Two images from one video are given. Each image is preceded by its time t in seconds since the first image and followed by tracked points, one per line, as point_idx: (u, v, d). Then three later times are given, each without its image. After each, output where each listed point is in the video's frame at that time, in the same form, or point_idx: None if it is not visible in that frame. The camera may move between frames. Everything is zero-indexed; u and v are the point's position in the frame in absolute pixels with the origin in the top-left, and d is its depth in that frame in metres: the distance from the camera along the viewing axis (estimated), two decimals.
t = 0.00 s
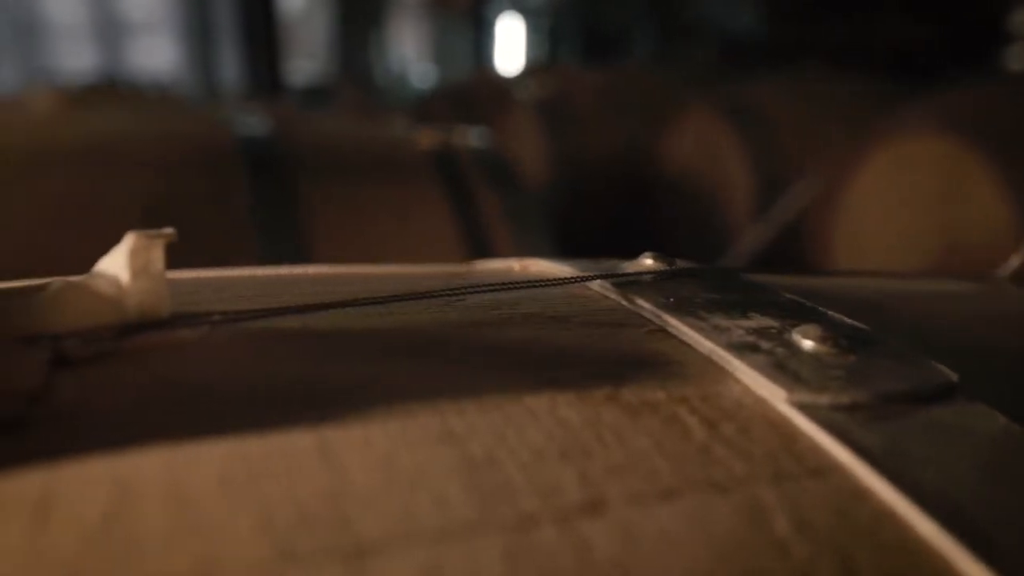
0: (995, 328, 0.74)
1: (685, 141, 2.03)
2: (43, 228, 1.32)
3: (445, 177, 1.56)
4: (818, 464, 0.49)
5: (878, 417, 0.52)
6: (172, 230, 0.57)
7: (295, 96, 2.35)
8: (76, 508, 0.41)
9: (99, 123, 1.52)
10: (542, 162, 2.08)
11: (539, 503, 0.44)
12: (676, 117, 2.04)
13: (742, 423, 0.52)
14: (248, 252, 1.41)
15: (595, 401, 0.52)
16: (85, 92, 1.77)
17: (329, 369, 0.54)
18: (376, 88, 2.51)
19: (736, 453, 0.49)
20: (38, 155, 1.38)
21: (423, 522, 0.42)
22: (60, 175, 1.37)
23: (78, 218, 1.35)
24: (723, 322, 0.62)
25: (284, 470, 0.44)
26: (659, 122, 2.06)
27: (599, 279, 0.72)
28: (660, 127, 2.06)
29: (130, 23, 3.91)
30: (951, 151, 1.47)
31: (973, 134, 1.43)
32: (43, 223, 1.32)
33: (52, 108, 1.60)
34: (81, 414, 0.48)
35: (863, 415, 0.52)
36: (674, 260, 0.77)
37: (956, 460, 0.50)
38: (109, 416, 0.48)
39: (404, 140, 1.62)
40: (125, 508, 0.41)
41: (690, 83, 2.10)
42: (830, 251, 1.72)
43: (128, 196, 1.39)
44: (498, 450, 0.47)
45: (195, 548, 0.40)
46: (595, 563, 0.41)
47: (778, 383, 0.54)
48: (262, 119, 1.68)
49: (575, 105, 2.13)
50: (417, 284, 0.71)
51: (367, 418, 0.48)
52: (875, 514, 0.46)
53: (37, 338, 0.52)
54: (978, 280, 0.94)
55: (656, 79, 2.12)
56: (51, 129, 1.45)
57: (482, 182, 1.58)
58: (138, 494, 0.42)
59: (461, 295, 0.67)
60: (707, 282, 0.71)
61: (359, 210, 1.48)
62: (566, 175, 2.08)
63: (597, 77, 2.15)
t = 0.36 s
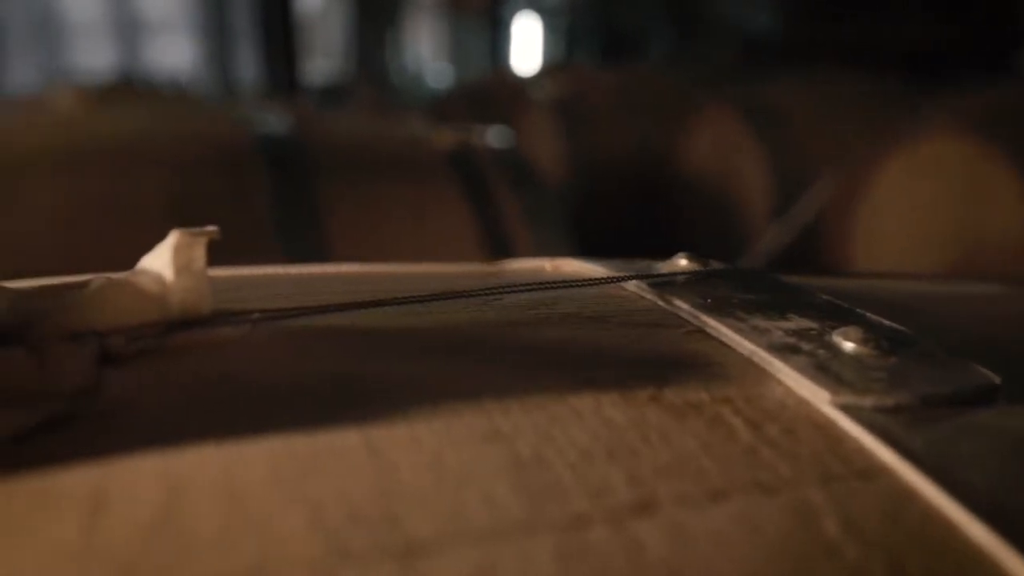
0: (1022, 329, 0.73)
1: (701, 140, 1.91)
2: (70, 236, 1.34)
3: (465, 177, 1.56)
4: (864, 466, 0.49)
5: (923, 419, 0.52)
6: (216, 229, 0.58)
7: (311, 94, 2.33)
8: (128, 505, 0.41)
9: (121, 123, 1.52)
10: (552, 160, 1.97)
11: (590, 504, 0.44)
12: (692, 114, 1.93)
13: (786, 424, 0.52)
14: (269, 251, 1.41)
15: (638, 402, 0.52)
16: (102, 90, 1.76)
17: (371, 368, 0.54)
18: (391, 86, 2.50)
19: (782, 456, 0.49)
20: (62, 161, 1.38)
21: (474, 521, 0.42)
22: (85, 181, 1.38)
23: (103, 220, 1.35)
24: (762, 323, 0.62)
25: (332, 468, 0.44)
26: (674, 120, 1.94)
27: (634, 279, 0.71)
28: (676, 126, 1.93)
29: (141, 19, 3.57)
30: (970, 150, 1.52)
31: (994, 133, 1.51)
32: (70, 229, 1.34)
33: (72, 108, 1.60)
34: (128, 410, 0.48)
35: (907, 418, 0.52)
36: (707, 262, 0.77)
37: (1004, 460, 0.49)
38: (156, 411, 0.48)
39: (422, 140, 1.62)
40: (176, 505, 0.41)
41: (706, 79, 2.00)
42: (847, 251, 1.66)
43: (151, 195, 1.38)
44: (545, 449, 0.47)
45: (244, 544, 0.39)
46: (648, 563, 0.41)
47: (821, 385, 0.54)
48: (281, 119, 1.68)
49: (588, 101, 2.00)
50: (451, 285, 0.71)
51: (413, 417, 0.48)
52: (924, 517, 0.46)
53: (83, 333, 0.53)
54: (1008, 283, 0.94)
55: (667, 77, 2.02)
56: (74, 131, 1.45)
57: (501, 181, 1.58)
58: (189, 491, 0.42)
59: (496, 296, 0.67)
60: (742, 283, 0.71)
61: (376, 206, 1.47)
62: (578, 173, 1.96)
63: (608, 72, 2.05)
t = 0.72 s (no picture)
0: None
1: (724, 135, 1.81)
2: (92, 232, 1.33)
3: (485, 179, 1.55)
4: (916, 469, 0.48)
5: (973, 422, 0.51)
6: (260, 227, 0.58)
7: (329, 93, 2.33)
8: (185, 502, 0.41)
9: (143, 122, 1.52)
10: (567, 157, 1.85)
11: (645, 505, 0.44)
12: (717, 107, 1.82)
13: (835, 427, 0.51)
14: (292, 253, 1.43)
15: (685, 403, 0.52)
16: (124, 90, 1.77)
17: (416, 367, 0.54)
18: (408, 85, 2.50)
19: (833, 458, 0.49)
20: (85, 159, 1.38)
21: (532, 522, 0.42)
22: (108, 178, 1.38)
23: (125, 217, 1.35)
24: (804, 325, 0.62)
25: (389, 467, 0.44)
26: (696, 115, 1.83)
27: (671, 280, 0.71)
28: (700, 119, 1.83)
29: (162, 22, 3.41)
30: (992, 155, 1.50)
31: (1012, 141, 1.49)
32: (92, 226, 1.33)
33: (95, 108, 1.60)
34: (179, 408, 0.48)
35: (957, 420, 0.51)
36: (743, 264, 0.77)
37: None
38: (206, 408, 0.48)
39: (444, 138, 1.61)
40: (234, 501, 0.41)
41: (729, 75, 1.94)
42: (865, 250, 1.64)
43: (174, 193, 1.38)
44: (596, 450, 0.47)
45: (306, 541, 0.39)
46: (706, 564, 0.41)
47: (868, 388, 0.54)
48: (302, 118, 1.67)
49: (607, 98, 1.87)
50: (488, 284, 0.71)
51: (464, 417, 0.48)
52: (980, 518, 0.45)
53: (131, 330, 0.53)
54: None
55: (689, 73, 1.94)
56: (97, 131, 1.45)
57: (523, 187, 1.58)
58: (246, 488, 0.42)
59: (535, 296, 0.67)
60: (780, 286, 0.70)
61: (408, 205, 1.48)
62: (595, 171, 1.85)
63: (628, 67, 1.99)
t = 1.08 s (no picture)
0: None
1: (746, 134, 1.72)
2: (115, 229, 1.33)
3: (507, 180, 1.53)
4: (971, 473, 0.48)
5: None
6: (308, 225, 0.58)
7: (348, 92, 2.33)
8: (245, 498, 0.41)
9: (168, 122, 1.53)
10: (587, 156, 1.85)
11: (703, 507, 0.44)
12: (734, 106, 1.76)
13: (887, 430, 0.51)
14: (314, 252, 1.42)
15: (735, 404, 0.52)
16: (148, 89, 1.78)
17: (464, 366, 0.54)
18: (426, 83, 2.49)
19: (886, 461, 0.48)
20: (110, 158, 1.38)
21: (592, 522, 0.42)
22: (132, 177, 1.37)
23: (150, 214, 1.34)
24: (849, 327, 0.62)
25: (446, 466, 0.44)
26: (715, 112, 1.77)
27: (711, 281, 0.71)
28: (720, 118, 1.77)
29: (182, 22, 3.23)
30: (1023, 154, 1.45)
31: None
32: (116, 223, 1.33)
33: (119, 108, 1.61)
34: (232, 405, 0.48)
35: (1009, 424, 0.51)
36: (782, 266, 0.77)
37: None
38: (258, 405, 0.48)
39: (466, 140, 1.60)
40: (294, 498, 0.41)
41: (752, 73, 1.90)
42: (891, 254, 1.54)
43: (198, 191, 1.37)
44: (651, 450, 0.47)
45: (367, 539, 0.39)
46: (766, 566, 0.41)
47: (918, 391, 0.53)
48: (325, 117, 1.67)
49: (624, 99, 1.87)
50: (527, 284, 0.71)
51: (518, 417, 0.48)
52: None
53: (181, 329, 0.53)
54: None
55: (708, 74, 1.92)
56: (122, 132, 1.46)
57: (545, 190, 1.57)
58: (305, 485, 0.42)
59: (576, 297, 0.67)
60: (821, 288, 0.70)
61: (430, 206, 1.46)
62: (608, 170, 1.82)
63: (647, 68, 1.98)
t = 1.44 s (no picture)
0: None
1: (762, 135, 1.67)
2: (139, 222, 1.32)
3: (532, 180, 1.51)
4: None
5: None
6: (356, 224, 0.58)
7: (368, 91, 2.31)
8: (308, 494, 0.41)
9: (194, 121, 1.52)
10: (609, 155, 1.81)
11: (760, 507, 0.43)
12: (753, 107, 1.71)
13: (939, 432, 0.51)
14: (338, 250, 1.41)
15: (785, 406, 0.52)
16: (172, 88, 1.77)
17: (513, 365, 0.54)
18: (445, 83, 2.48)
19: (940, 464, 0.48)
20: (134, 157, 1.38)
21: (653, 523, 0.42)
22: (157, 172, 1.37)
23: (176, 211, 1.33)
24: (895, 330, 0.62)
25: (504, 467, 0.44)
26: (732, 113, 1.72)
27: (751, 282, 0.71)
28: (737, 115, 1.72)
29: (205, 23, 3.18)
30: None
31: None
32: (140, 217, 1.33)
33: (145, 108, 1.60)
34: (287, 403, 0.48)
35: None
36: (822, 267, 0.77)
37: None
38: (314, 403, 0.48)
39: (487, 138, 1.59)
40: (357, 496, 0.41)
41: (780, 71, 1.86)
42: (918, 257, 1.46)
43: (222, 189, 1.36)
44: (705, 451, 0.47)
45: (417, 543, 0.39)
46: (827, 566, 0.41)
47: (968, 394, 0.53)
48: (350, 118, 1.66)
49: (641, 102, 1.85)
50: (567, 284, 0.71)
51: (572, 417, 0.48)
52: None
53: (233, 326, 0.53)
54: None
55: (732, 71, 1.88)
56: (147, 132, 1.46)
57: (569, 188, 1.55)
58: (367, 483, 0.42)
59: (617, 297, 0.67)
60: (863, 290, 0.70)
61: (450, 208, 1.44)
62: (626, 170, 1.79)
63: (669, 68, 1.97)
